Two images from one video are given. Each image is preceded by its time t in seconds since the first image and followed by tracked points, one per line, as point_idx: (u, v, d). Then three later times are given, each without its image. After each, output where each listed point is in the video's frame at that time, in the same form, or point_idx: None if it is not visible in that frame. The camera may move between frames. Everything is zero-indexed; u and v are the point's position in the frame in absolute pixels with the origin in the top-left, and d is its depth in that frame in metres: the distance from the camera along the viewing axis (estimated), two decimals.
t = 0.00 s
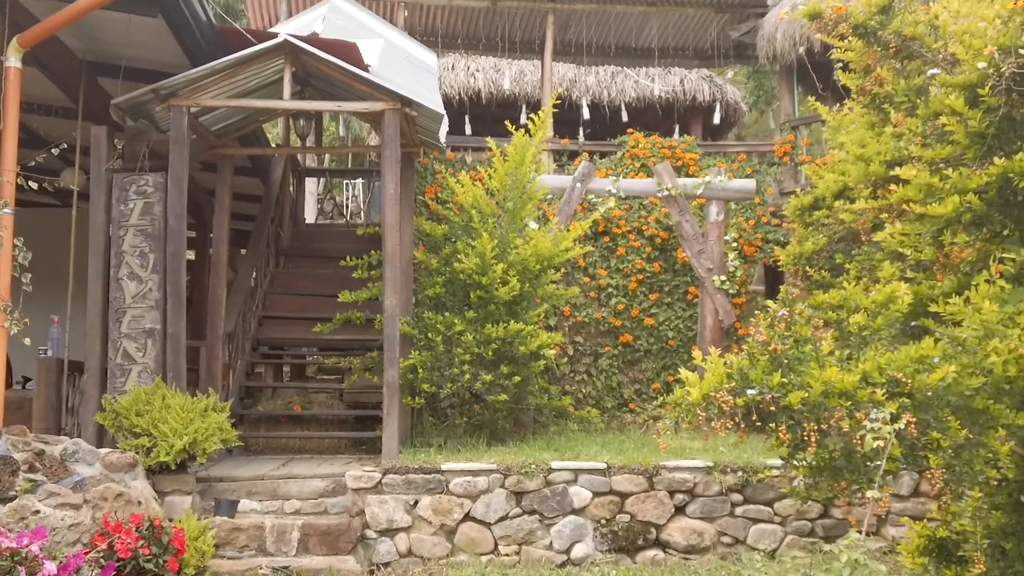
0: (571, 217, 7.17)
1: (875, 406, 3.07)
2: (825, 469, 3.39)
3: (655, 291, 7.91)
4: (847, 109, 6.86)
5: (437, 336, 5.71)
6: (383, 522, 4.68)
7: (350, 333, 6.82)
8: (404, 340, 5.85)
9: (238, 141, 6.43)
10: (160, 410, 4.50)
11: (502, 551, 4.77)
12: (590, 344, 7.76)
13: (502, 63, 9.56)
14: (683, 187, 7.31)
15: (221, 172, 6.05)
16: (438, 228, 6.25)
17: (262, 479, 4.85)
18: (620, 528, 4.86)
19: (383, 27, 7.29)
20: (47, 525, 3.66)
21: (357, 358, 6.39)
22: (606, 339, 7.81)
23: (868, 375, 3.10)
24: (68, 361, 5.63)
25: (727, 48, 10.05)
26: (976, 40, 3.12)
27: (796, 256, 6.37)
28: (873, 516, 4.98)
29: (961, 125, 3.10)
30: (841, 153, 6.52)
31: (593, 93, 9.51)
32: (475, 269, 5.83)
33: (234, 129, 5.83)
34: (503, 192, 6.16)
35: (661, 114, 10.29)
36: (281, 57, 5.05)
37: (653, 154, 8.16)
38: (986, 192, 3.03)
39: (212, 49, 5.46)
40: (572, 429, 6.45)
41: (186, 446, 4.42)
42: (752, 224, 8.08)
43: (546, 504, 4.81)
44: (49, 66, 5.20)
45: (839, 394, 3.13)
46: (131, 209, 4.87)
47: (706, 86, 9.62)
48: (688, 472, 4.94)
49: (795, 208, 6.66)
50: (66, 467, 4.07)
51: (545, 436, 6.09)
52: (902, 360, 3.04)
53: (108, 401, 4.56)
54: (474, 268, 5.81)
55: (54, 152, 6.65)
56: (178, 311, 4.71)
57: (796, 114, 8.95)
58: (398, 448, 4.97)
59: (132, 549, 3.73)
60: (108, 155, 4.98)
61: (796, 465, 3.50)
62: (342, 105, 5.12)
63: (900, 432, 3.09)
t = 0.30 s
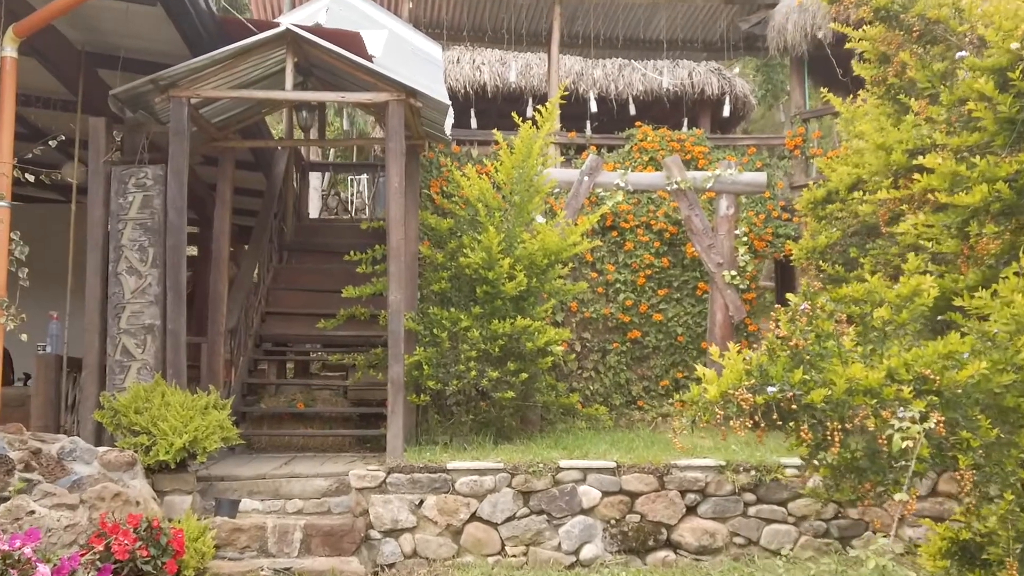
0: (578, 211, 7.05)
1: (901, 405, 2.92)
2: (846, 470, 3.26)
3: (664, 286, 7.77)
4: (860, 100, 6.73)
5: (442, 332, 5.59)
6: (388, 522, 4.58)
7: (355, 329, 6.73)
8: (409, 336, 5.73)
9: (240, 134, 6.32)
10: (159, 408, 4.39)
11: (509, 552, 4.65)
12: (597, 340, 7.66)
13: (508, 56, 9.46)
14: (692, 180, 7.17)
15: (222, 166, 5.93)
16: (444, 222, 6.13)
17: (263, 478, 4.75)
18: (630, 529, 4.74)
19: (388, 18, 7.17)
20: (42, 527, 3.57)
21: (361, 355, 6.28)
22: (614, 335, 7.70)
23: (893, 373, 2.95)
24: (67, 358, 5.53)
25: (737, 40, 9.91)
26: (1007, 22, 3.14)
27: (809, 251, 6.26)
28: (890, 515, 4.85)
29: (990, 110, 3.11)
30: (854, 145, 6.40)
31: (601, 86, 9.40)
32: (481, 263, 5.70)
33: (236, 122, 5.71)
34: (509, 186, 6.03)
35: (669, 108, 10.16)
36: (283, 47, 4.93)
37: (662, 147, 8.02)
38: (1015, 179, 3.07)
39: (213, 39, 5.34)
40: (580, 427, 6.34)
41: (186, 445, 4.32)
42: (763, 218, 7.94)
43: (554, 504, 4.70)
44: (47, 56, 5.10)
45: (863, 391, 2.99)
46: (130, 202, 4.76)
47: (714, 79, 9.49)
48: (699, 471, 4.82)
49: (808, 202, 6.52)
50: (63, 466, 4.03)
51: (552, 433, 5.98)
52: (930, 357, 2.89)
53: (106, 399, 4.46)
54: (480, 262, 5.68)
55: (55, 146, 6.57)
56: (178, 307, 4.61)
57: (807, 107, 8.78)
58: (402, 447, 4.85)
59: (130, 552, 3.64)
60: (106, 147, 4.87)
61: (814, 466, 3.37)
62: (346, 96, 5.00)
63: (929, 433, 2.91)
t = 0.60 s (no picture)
0: (585, 208, 6.92)
1: (928, 414, 2.83)
2: (867, 478, 3.14)
3: (672, 284, 7.65)
4: (873, 95, 6.59)
5: (447, 332, 5.49)
6: (391, 528, 4.48)
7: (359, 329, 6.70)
8: (413, 337, 5.62)
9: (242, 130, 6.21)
10: (157, 411, 4.29)
11: (515, 559, 4.54)
12: (604, 339, 7.55)
13: (514, 51, 9.34)
14: (701, 177, 7.04)
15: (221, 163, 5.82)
16: (448, 219, 6.01)
17: (264, 482, 4.65)
18: (640, 534, 4.63)
19: (391, 12, 7.05)
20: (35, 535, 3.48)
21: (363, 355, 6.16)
22: (621, 334, 7.59)
23: (920, 379, 2.85)
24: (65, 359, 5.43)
25: (745, 34, 9.69)
26: None
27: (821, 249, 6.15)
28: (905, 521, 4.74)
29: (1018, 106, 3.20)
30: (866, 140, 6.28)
31: (607, 81, 9.28)
32: (486, 262, 5.59)
33: (236, 117, 5.59)
34: (515, 183, 5.92)
35: (676, 103, 10.03)
36: (285, 41, 4.82)
37: (670, 143, 7.88)
38: None
39: (213, 33, 5.23)
40: (587, 428, 6.23)
41: (185, 448, 4.22)
42: (773, 215, 7.81)
43: (562, 509, 4.58)
44: (44, 51, 5.00)
45: (888, 398, 2.86)
46: (127, 199, 4.66)
47: (722, 74, 9.37)
48: (710, 475, 4.71)
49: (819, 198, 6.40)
50: (59, 470, 3.94)
51: (559, 435, 5.88)
52: (960, 362, 2.81)
53: (104, 402, 4.36)
54: (485, 261, 5.56)
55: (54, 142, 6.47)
56: (176, 307, 4.50)
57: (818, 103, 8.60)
58: (407, 450, 4.74)
59: (126, 560, 3.53)
60: (103, 143, 4.76)
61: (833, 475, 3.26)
62: (349, 91, 4.89)
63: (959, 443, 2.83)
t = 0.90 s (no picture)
0: (593, 206, 6.81)
1: (958, 423, 2.80)
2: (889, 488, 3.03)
3: (681, 283, 7.54)
4: (887, 90, 6.46)
5: (453, 333, 5.40)
6: (397, 534, 4.37)
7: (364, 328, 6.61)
8: (418, 337, 5.53)
9: (244, 127, 6.11)
10: (157, 414, 4.20)
11: (523, 565, 4.45)
12: (612, 339, 7.45)
13: (520, 46, 9.26)
14: (711, 174, 6.92)
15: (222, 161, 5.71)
16: (455, 217, 5.91)
17: (267, 486, 4.56)
18: (651, 540, 4.53)
19: (395, 6, 6.93)
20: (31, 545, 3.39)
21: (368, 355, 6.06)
22: (629, 333, 7.49)
23: (949, 387, 2.81)
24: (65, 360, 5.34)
25: (756, 29, 9.58)
26: None
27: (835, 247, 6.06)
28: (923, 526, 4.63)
29: None
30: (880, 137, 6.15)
31: (615, 77, 9.19)
32: (493, 261, 5.48)
33: (239, 113, 5.49)
34: (522, 181, 5.80)
35: (685, 99, 9.91)
36: (287, 36, 4.71)
37: (679, 140, 7.76)
38: None
39: (214, 28, 5.13)
40: (595, 429, 6.14)
41: (186, 452, 4.13)
42: (783, 213, 7.70)
43: (571, 514, 4.49)
44: (42, 46, 4.91)
45: (916, 408, 2.82)
46: (127, 198, 4.56)
47: (730, 69, 9.26)
48: (723, 480, 4.61)
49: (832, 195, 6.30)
50: (57, 476, 3.85)
51: (567, 437, 5.78)
52: (990, 369, 2.79)
53: (103, 405, 4.27)
54: (492, 260, 5.46)
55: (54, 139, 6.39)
56: (177, 308, 4.41)
57: (828, 97, 8.45)
58: (412, 454, 4.64)
59: (125, 568, 3.43)
60: (102, 141, 4.66)
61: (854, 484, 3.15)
62: (353, 87, 4.78)
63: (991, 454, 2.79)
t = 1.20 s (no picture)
0: (602, 201, 6.71)
1: (993, 425, 2.78)
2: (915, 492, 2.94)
3: (691, 280, 7.44)
4: (901, 84, 6.36)
5: (461, 331, 5.31)
6: (404, 536, 4.29)
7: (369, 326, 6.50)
8: (425, 335, 5.45)
9: (249, 121, 6.02)
10: (160, 414, 4.12)
11: (534, 568, 4.36)
12: (621, 336, 7.35)
13: (527, 41, 9.19)
14: (721, 169, 6.82)
15: (226, 156, 5.61)
16: (462, 213, 5.80)
17: (272, 487, 4.46)
18: (663, 543, 4.43)
19: None
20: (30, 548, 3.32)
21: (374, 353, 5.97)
22: (638, 331, 7.39)
23: (984, 388, 2.78)
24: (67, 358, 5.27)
25: (766, 22, 9.45)
26: None
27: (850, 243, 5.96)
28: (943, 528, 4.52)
29: None
30: (893, 131, 6.05)
31: (622, 71, 9.10)
32: (501, 257, 5.38)
33: (242, 108, 5.38)
34: (530, 176, 5.71)
35: (694, 93, 9.81)
36: (292, 29, 4.62)
37: (688, 135, 7.66)
38: None
39: (216, 20, 5.03)
40: (604, 429, 6.05)
41: (189, 453, 4.04)
42: (794, 209, 7.59)
43: (582, 516, 4.40)
44: (42, 40, 4.82)
45: (948, 410, 2.81)
46: (129, 194, 4.47)
47: (740, 63, 9.15)
48: (737, 481, 4.51)
49: (847, 189, 6.11)
50: (58, 477, 3.78)
51: (576, 437, 5.69)
52: None
53: (104, 404, 4.19)
54: (500, 257, 5.36)
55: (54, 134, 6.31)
56: (180, 306, 4.32)
57: (840, 91, 8.27)
58: (420, 454, 4.55)
59: (126, 573, 3.35)
60: (104, 136, 4.57)
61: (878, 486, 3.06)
62: (359, 81, 4.69)
63: None
